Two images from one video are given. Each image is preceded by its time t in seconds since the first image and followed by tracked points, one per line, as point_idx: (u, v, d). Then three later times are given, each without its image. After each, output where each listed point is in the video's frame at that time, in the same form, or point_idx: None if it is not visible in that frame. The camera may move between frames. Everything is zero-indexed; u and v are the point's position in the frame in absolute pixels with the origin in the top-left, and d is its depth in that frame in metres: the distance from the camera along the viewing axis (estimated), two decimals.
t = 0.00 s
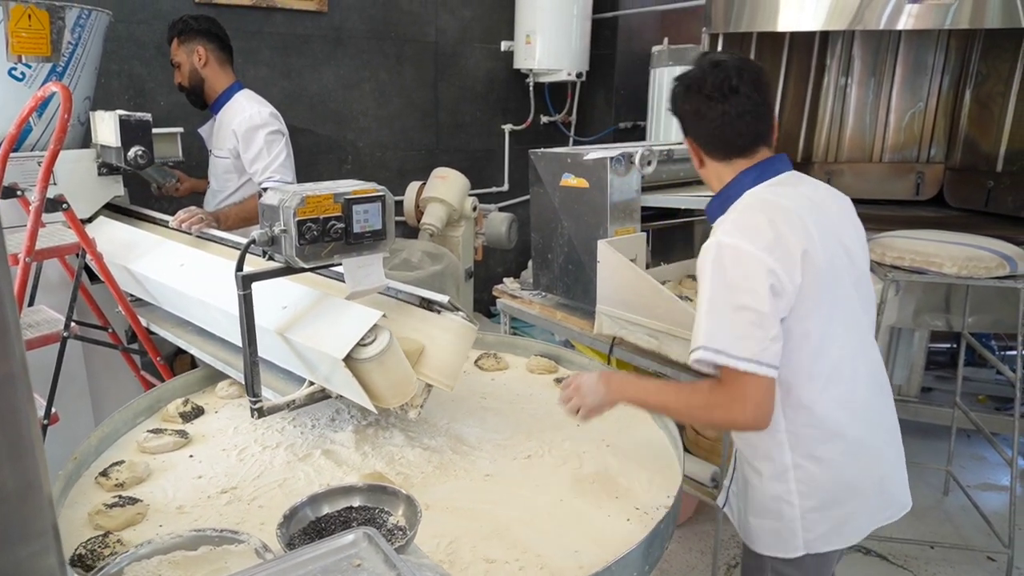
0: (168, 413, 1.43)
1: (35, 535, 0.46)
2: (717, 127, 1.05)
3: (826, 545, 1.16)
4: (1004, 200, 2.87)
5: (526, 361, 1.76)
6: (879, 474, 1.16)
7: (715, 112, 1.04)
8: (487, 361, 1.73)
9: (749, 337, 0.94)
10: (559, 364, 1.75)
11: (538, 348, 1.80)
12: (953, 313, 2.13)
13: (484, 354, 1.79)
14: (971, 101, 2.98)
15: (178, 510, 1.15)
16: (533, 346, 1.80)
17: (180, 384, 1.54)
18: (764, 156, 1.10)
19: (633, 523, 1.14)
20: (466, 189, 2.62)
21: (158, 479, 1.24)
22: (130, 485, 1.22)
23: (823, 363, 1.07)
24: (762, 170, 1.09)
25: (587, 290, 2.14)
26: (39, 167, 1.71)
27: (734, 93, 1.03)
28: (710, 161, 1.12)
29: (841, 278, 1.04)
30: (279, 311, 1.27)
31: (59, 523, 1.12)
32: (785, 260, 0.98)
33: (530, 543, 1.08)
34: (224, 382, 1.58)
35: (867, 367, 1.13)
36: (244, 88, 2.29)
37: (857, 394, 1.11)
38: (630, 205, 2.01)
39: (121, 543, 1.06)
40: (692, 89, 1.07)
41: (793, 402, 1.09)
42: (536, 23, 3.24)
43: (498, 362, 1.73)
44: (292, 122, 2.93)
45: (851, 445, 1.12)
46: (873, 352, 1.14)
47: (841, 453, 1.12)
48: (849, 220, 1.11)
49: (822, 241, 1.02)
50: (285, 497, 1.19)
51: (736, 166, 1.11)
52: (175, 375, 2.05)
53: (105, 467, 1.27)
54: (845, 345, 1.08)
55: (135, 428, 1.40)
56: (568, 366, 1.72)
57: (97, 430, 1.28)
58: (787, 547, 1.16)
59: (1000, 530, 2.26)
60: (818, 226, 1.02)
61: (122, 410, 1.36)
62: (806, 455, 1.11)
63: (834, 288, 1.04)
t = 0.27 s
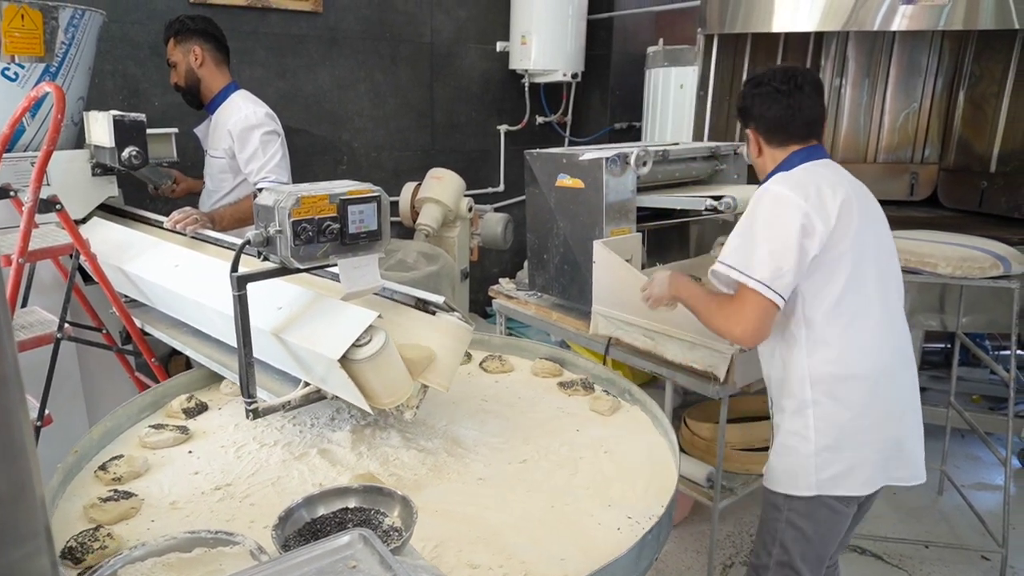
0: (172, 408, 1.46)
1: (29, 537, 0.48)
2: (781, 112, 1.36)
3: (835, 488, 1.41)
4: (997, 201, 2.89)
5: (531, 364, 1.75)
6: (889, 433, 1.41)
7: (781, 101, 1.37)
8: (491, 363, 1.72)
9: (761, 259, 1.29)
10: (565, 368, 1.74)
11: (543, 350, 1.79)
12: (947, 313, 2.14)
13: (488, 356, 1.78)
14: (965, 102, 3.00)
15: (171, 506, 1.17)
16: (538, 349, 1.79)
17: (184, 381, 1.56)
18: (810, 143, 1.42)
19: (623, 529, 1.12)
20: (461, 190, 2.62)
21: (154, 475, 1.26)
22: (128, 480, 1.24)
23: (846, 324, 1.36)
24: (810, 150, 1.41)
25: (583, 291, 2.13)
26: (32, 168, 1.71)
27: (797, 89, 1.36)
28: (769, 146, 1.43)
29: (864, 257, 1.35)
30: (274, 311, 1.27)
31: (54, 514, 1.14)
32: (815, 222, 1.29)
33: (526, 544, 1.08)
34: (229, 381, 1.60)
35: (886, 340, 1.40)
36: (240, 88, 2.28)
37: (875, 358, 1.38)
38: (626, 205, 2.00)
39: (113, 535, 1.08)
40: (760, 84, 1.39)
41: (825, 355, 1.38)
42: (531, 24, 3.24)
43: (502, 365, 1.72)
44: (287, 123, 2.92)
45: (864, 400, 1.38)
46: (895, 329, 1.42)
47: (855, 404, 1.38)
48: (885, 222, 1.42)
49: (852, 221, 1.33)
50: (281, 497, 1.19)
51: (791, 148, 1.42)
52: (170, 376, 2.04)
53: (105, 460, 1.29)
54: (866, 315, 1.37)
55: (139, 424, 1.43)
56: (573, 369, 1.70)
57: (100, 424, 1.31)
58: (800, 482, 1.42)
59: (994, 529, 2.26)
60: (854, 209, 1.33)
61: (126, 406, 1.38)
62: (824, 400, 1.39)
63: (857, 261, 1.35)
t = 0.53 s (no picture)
0: (177, 403, 1.48)
1: (26, 539, 0.48)
2: (797, 106, 1.54)
3: (824, 460, 1.49)
4: (994, 201, 2.89)
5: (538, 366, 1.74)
6: (878, 412, 1.48)
7: (798, 97, 1.55)
8: (497, 364, 1.71)
9: (735, 240, 1.49)
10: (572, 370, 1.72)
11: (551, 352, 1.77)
12: (944, 314, 2.14)
13: (495, 357, 1.77)
14: (961, 103, 3.00)
15: (167, 501, 1.19)
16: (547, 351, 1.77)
17: (192, 376, 1.57)
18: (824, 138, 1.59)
19: (615, 538, 1.11)
20: (459, 189, 2.62)
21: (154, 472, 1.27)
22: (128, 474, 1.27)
23: (831, 304, 1.48)
24: (823, 143, 1.57)
25: (581, 291, 2.13)
26: (28, 168, 1.70)
27: (813, 86, 1.54)
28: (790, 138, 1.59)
29: (849, 244, 1.47)
30: (272, 311, 1.27)
31: (53, 505, 1.17)
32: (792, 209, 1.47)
33: (523, 544, 1.09)
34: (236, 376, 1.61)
35: (875, 322, 1.49)
36: (238, 88, 2.28)
37: (863, 337, 1.47)
38: (623, 205, 2.01)
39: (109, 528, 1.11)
40: (778, 83, 1.57)
41: (811, 332, 1.49)
42: (529, 24, 3.24)
43: (509, 367, 1.71)
44: (285, 122, 2.92)
45: (850, 376, 1.47)
46: (886, 314, 1.51)
47: (842, 381, 1.48)
48: (880, 213, 1.52)
49: (833, 208, 1.47)
50: (279, 498, 1.19)
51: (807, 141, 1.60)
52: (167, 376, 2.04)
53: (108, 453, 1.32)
54: (854, 296, 1.47)
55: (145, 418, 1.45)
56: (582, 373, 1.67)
57: (104, 419, 1.33)
58: (790, 454, 1.52)
59: (991, 529, 2.27)
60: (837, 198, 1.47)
61: (132, 401, 1.41)
62: (812, 375, 1.49)
63: (840, 246, 1.47)
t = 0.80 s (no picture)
0: (184, 397, 1.49)
1: (24, 538, 0.48)
2: (794, 104, 1.61)
3: (798, 444, 1.52)
4: (993, 200, 2.89)
5: (546, 367, 1.71)
6: (854, 401, 1.49)
7: (795, 95, 1.62)
8: (505, 365, 1.69)
9: (726, 233, 1.64)
10: (579, 373, 1.68)
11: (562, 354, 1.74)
12: (943, 312, 2.14)
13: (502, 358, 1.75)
14: (960, 101, 3.00)
15: (165, 493, 1.20)
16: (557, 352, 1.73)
17: (200, 371, 1.59)
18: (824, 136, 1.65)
19: (607, 545, 1.09)
20: (458, 187, 2.62)
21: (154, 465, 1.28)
22: (131, 465, 1.28)
23: (809, 292, 1.52)
24: (820, 140, 1.63)
25: (580, 289, 2.14)
26: (25, 165, 1.70)
27: (810, 85, 1.61)
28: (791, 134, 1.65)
29: (830, 235, 1.50)
30: (270, 309, 1.26)
31: (56, 493, 1.19)
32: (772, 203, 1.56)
33: (523, 543, 1.08)
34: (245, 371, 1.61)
35: (857, 312, 1.50)
36: (237, 86, 2.27)
37: (840, 325, 1.50)
38: (622, 203, 2.00)
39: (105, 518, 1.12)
40: (778, 84, 1.65)
41: (789, 319, 1.55)
42: (528, 22, 3.24)
43: (517, 367, 1.69)
44: (283, 121, 2.91)
45: (825, 362, 1.50)
46: (873, 307, 1.51)
47: (818, 366, 1.51)
48: (873, 208, 1.53)
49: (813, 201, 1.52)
50: (278, 498, 1.19)
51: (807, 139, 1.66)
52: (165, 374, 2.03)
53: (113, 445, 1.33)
54: (834, 285, 1.50)
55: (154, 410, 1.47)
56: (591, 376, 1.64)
57: (111, 410, 1.35)
58: (767, 436, 1.56)
59: (989, 527, 2.27)
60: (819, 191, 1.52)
61: (140, 394, 1.43)
62: (788, 360, 1.54)
63: (819, 237, 1.51)
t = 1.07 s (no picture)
0: (193, 392, 1.51)
1: (24, 538, 0.48)
2: (787, 107, 1.62)
3: (804, 448, 1.52)
4: (993, 199, 2.89)
5: (555, 370, 1.70)
6: (858, 402, 1.50)
7: (788, 98, 1.62)
8: (512, 365, 1.68)
9: (724, 236, 1.59)
10: (588, 376, 1.67)
11: (572, 356, 1.73)
12: (943, 310, 2.14)
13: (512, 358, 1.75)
14: (960, 100, 3.00)
15: (165, 487, 1.22)
16: (566, 354, 1.72)
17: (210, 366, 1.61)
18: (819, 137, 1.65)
19: (607, 544, 1.09)
20: (458, 186, 2.61)
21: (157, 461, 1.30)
22: (136, 458, 1.30)
23: (813, 295, 1.51)
24: (816, 140, 1.63)
25: (580, 289, 2.14)
26: (24, 165, 1.69)
27: (802, 87, 1.61)
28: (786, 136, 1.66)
29: (833, 239, 1.50)
30: (270, 309, 1.26)
31: (61, 483, 1.22)
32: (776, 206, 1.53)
33: (522, 543, 1.09)
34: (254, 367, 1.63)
35: (860, 314, 1.50)
36: (237, 85, 2.27)
37: (845, 327, 1.50)
38: (623, 202, 2.00)
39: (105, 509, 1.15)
40: (771, 87, 1.65)
41: (792, 323, 1.54)
42: (528, 21, 3.23)
43: (525, 368, 1.68)
44: (283, 120, 2.91)
45: (831, 365, 1.50)
46: (875, 308, 1.52)
47: (823, 369, 1.50)
48: (872, 210, 1.53)
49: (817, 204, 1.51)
50: (277, 497, 1.19)
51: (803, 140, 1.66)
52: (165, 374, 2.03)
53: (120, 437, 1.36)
54: (837, 288, 1.50)
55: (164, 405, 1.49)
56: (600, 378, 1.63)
57: (120, 404, 1.38)
58: (771, 440, 1.55)
59: (989, 526, 2.27)
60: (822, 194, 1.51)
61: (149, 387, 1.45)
62: (792, 363, 1.53)
63: (822, 241, 1.51)
